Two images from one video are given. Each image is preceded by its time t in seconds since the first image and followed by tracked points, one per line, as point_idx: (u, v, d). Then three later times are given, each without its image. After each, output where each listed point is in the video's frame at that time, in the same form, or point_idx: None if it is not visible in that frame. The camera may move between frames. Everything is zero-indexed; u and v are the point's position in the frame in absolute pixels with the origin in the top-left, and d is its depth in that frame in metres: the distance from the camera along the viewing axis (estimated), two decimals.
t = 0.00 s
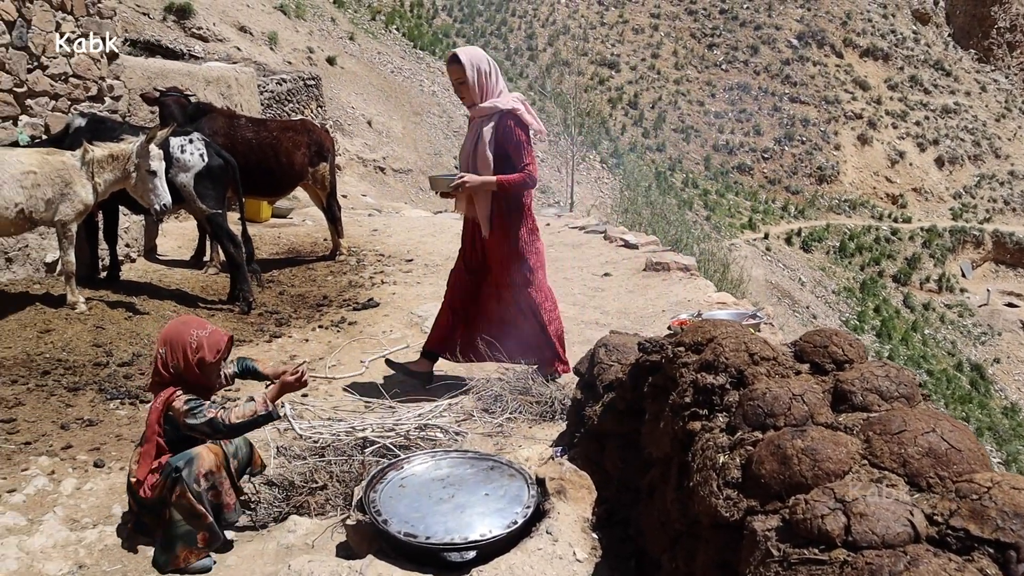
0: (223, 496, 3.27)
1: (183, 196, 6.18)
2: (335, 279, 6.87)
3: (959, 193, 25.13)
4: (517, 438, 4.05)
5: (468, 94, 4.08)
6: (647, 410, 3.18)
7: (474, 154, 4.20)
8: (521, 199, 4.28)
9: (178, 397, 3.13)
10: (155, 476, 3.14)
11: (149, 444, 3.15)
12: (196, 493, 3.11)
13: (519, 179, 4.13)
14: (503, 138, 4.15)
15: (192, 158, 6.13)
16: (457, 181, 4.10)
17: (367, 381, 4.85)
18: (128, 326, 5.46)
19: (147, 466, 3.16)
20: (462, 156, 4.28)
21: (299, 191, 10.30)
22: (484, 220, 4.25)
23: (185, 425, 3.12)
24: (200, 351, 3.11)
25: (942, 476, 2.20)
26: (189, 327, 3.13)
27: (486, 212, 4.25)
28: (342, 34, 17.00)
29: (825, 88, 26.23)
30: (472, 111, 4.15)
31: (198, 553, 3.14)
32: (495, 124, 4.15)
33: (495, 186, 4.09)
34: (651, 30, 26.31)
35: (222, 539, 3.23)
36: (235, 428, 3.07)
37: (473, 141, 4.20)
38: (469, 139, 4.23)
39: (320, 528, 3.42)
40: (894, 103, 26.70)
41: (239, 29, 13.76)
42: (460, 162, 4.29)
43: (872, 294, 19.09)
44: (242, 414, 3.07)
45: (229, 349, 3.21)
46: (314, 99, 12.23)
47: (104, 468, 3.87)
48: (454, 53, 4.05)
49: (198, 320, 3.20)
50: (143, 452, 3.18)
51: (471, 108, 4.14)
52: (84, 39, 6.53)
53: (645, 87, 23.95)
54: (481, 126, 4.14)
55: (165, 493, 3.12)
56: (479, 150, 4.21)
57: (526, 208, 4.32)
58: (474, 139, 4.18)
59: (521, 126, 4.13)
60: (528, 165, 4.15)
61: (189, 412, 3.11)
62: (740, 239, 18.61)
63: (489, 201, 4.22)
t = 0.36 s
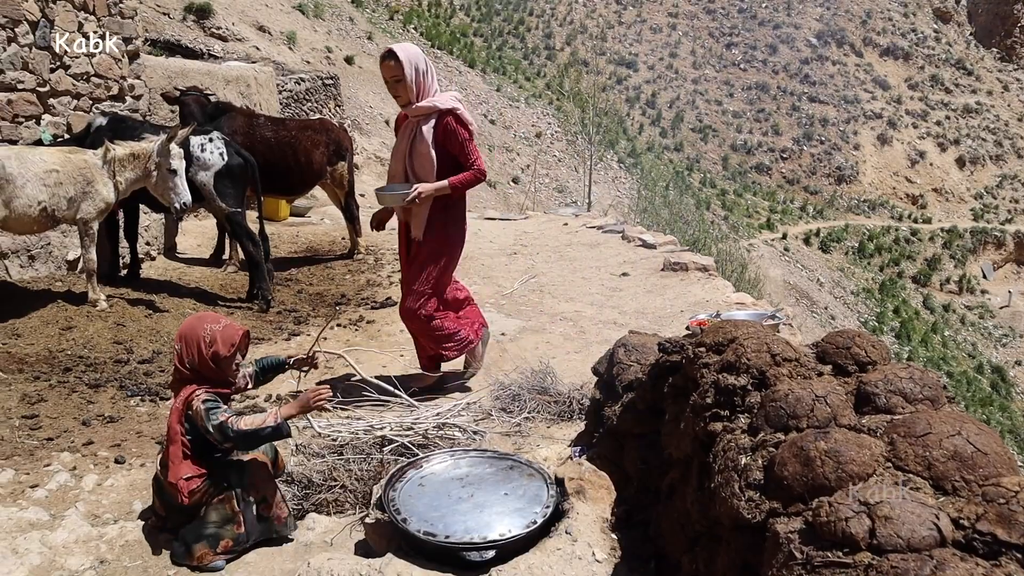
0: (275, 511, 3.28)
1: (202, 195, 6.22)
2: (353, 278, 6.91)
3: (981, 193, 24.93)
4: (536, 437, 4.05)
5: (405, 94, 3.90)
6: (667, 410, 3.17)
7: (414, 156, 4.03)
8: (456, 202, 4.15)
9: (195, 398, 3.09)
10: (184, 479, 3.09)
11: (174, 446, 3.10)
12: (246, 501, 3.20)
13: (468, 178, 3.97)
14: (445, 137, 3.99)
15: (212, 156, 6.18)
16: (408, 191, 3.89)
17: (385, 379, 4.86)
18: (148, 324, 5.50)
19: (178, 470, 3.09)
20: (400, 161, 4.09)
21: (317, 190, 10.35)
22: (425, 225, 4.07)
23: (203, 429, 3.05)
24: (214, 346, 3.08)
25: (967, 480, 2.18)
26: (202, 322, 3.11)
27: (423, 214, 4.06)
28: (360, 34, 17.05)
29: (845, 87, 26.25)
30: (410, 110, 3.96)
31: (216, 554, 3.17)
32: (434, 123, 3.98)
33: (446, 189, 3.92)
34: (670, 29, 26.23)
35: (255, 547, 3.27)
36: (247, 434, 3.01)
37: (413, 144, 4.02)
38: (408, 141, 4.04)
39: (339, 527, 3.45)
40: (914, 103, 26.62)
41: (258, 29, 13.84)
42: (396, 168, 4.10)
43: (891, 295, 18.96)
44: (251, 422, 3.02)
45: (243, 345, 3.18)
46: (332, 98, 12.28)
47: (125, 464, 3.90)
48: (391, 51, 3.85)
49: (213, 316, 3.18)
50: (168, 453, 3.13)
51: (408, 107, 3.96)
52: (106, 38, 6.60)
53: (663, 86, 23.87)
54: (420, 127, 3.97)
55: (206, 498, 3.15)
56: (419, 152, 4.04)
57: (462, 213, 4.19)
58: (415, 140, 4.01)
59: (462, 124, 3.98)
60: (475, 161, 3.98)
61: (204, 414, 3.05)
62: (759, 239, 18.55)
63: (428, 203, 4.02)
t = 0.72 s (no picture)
0: (291, 516, 3.25)
1: (219, 194, 6.27)
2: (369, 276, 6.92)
3: (1000, 193, 24.74)
4: (551, 437, 4.05)
5: (346, 98, 3.79)
6: (684, 410, 3.16)
7: (356, 164, 3.92)
8: (398, 213, 4.19)
9: (213, 398, 3.09)
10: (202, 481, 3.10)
11: (192, 447, 3.10)
12: (263, 507, 3.19)
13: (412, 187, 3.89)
14: (388, 145, 3.90)
15: (229, 155, 6.22)
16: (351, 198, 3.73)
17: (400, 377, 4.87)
18: (165, 321, 5.54)
19: (197, 472, 3.09)
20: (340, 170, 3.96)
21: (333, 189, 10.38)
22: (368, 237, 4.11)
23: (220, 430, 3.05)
24: (229, 345, 3.08)
25: (989, 483, 2.15)
26: (218, 321, 3.11)
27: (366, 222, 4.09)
28: (375, 33, 17.09)
29: (862, 87, 26.09)
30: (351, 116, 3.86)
31: (232, 552, 3.19)
32: (376, 131, 3.90)
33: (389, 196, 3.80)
34: (685, 28, 26.13)
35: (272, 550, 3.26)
36: (260, 432, 2.99)
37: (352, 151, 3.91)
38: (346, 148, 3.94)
39: (354, 524, 3.45)
40: (933, 102, 26.45)
41: (274, 29, 13.90)
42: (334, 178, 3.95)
43: (908, 296, 18.82)
44: (268, 424, 3.00)
45: (257, 343, 3.17)
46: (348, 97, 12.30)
47: (142, 460, 3.93)
48: (331, 52, 3.75)
49: (228, 315, 3.17)
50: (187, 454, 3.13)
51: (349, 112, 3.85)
52: (125, 38, 6.65)
53: (678, 86, 23.78)
54: (361, 134, 3.87)
55: (224, 499, 3.17)
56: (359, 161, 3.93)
57: (403, 223, 4.24)
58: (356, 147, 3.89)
59: (406, 131, 3.92)
60: (417, 170, 3.90)
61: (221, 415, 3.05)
62: (774, 239, 18.45)
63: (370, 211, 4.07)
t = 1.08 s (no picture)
0: (304, 515, 3.25)
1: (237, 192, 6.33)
2: (385, 275, 6.95)
3: (1019, 193, 24.56)
4: (567, 436, 4.05)
5: (281, 86, 3.54)
6: (701, 411, 3.15)
7: (288, 158, 3.64)
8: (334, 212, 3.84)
9: (223, 401, 3.12)
10: (213, 484, 3.11)
11: (202, 451, 3.12)
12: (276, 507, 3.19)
13: (345, 187, 3.62)
14: (324, 137, 3.63)
15: (246, 154, 6.33)
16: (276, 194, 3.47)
17: (416, 376, 4.89)
18: (182, 319, 5.58)
19: (207, 475, 3.11)
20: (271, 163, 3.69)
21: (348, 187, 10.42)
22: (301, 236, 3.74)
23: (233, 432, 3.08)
24: (238, 347, 3.17)
25: (1011, 486, 2.14)
26: (227, 323, 3.22)
27: (300, 225, 3.68)
28: (391, 32, 17.14)
29: (880, 86, 25.93)
30: (285, 105, 3.58)
31: (248, 550, 3.20)
32: (312, 122, 3.63)
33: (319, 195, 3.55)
34: (701, 27, 26.04)
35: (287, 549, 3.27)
36: (279, 436, 3.02)
37: (284, 143, 3.64)
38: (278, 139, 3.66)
39: (370, 523, 3.46)
40: (951, 102, 26.31)
41: (291, 28, 13.98)
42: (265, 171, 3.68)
43: (926, 296, 18.69)
44: (287, 426, 3.03)
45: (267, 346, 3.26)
46: (364, 96, 12.34)
47: (160, 457, 3.96)
48: (265, 35, 3.48)
49: (237, 318, 3.26)
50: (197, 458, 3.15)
51: (284, 101, 3.58)
52: (143, 37, 6.71)
53: (695, 85, 23.70)
54: (296, 125, 3.61)
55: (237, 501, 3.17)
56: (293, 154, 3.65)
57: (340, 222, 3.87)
58: (289, 139, 3.62)
59: (344, 123, 3.65)
60: (352, 166, 3.65)
61: (235, 419, 3.08)
62: (791, 239, 18.37)
63: (304, 212, 3.66)
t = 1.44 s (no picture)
0: (320, 513, 3.28)
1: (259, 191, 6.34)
2: (405, 274, 6.98)
3: None
4: (586, 436, 4.05)
5: (205, 92, 3.10)
6: (722, 413, 3.13)
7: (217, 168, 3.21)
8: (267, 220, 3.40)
9: (234, 405, 3.09)
10: (225, 485, 3.11)
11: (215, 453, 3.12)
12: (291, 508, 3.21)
13: (284, 193, 3.24)
14: (256, 141, 3.22)
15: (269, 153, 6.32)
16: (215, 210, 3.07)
17: (436, 375, 4.90)
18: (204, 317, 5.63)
19: (220, 477, 3.11)
20: (194, 174, 3.24)
21: (369, 187, 10.46)
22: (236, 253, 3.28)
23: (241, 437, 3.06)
24: (253, 349, 3.09)
25: None
26: (245, 325, 3.13)
27: (234, 241, 3.22)
28: (412, 33, 17.20)
29: (903, 86, 25.70)
30: (207, 111, 3.14)
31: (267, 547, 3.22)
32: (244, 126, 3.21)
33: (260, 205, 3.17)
34: (723, 27, 25.90)
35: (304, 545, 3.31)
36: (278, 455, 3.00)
37: (210, 154, 3.20)
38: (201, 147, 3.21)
39: (390, 521, 3.48)
40: (976, 101, 26.09)
41: (313, 28, 14.07)
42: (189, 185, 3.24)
43: (949, 298, 18.49)
44: (282, 446, 3.01)
45: (285, 349, 3.16)
46: (385, 96, 12.39)
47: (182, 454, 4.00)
48: (179, 35, 3.02)
49: (253, 320, 3.18)
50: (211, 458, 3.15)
51: (206, 108, 3.14)
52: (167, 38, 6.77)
53: (716, 85, 23.60)
54: (224, 132, 3.18)
55: (252, 500, 3.18)
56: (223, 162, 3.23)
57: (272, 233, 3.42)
58: (216, 147, 3.19)
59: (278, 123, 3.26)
60: (289, 169, 3.25)
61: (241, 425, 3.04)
62: (812, 240, 18.25)
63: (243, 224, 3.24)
